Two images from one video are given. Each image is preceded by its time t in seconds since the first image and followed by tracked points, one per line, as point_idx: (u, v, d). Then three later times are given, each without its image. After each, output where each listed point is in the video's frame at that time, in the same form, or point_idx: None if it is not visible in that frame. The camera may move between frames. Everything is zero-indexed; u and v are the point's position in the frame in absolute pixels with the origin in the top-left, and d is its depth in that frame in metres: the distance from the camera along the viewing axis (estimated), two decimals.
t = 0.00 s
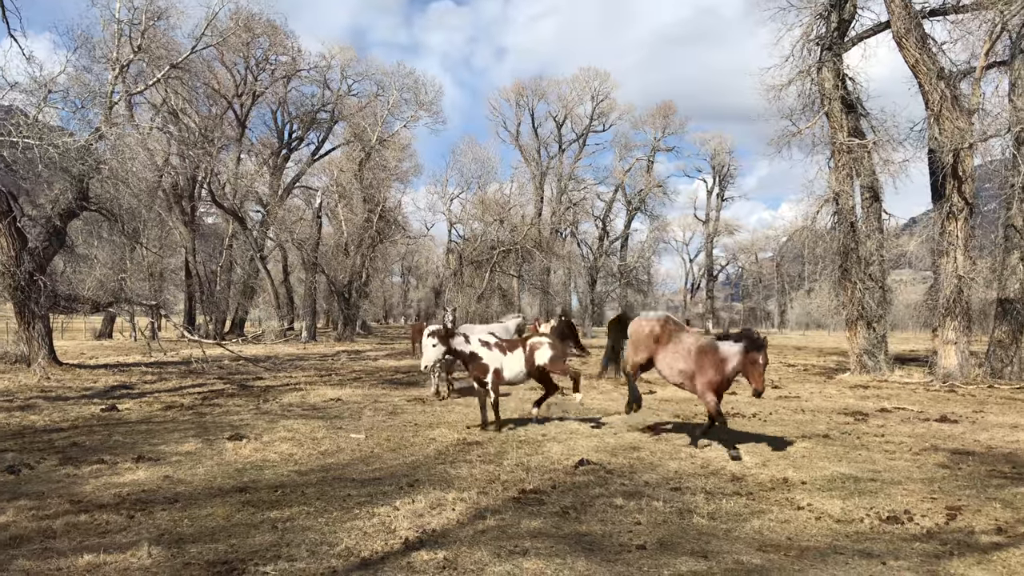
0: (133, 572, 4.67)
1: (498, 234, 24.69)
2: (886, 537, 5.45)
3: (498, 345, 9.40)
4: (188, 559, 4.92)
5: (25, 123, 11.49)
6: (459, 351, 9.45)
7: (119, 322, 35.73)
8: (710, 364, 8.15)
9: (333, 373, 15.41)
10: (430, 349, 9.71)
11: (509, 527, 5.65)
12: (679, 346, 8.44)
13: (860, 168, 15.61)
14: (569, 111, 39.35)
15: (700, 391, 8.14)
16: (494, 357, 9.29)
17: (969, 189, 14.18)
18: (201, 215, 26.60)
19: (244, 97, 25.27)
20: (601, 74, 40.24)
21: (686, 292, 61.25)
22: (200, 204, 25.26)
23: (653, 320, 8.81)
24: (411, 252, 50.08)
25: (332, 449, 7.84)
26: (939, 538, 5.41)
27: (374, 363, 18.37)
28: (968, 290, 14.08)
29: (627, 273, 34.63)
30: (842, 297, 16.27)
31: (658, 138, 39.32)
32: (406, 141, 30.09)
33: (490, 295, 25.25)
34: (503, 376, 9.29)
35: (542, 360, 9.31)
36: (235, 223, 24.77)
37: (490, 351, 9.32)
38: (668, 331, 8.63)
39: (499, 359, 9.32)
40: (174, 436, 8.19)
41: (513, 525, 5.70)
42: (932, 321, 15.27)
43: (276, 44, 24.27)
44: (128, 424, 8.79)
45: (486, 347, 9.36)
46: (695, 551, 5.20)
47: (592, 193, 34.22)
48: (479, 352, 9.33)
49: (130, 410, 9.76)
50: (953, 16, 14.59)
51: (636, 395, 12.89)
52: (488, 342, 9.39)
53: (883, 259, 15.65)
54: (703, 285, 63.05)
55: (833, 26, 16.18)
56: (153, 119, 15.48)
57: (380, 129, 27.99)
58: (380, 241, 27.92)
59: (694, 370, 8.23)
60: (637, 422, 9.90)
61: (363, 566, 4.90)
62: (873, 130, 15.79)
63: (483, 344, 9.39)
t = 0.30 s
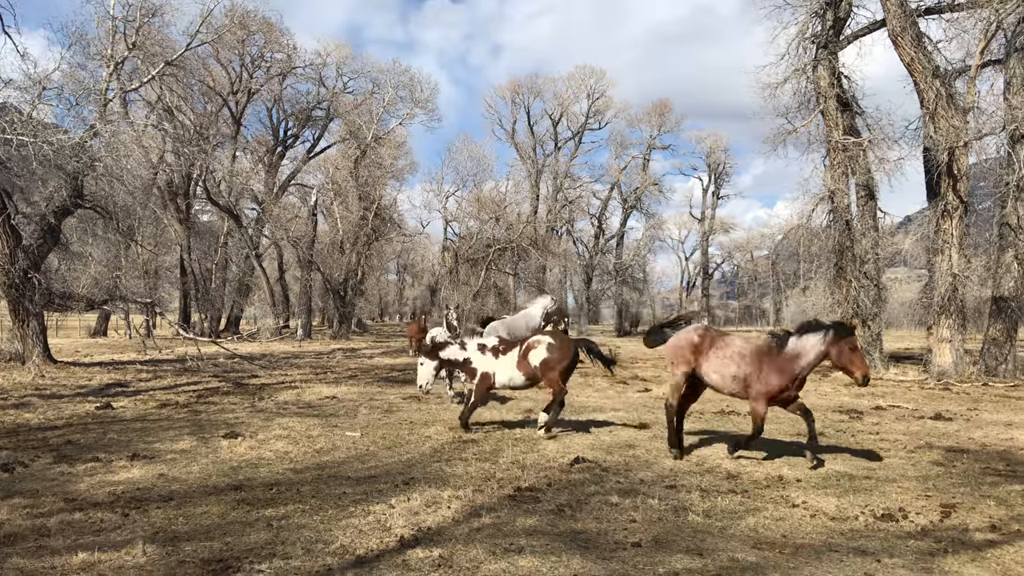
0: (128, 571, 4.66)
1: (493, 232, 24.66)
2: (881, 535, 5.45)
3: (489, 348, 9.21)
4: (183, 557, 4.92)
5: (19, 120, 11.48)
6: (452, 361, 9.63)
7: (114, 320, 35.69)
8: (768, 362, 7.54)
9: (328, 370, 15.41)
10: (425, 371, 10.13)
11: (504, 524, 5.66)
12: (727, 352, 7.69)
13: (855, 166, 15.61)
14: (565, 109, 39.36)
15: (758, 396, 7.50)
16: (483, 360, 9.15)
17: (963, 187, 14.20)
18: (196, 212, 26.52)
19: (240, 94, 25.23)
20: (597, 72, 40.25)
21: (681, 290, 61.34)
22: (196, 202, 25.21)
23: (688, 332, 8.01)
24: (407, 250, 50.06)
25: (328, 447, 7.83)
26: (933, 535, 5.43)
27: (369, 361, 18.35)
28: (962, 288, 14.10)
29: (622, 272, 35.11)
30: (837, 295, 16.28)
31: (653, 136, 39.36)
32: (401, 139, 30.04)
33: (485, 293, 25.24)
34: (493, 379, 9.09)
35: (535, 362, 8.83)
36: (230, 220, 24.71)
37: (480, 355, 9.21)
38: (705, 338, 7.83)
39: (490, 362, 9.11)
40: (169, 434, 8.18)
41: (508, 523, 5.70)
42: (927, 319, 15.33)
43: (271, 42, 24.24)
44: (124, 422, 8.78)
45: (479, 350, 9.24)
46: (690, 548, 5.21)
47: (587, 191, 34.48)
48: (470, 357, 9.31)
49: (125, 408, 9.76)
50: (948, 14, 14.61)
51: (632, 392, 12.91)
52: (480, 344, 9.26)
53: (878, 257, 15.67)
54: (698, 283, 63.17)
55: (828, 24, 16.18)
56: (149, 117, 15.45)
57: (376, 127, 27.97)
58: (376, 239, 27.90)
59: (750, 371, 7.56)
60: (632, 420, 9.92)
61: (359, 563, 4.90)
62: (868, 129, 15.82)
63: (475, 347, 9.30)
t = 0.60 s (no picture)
0: (123, 568, 4.65)
1: (489, 230, 24.64)
2: (876, 532, 5.47)
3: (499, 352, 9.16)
4: (178, 555, 4.91)
5: (14, 117, 11.44)
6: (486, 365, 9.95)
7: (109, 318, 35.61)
8: (871, 364, 6.71)
9: (324, 368, 15.37)
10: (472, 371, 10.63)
11: (500, 522, 5.66)
12: (819, 354, 6.87)
13: (851, 165, 15.62)
14: (561, 107, 39.36)
15: (862, 405, 6.59)
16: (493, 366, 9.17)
17: (958, 186, 14.22)
18: (192, 210, 26.46)
19: (235, 92, 25.18)
20: (593, 71, 40.23)
21: (677, 288, 61.38)
22: (192, 199, 25.17)
23: (771, 338, 7.23)
24: (403, 248, 50.02)
25: (323, 445, 7.83)
26: (928, 532, 5.44)
27: (365, 358, 18.31)
28: (958, 286, 14.13)
29: (618, 270, 35.05)
30: (833, 293, 16.29)
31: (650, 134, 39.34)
32: (397, 136, 30.00)
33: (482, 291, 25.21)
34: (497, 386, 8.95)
35: (523, 374, 8.44)
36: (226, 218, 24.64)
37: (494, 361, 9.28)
38: (791, 342, 7.08)
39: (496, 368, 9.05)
40: (165, 432, 8.16)
41: (503, 520, 5.71)
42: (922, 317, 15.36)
43: (267, 39, 24.18)
44: (119, 420, 8.76)
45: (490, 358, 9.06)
46: (685, 546, 5.22)
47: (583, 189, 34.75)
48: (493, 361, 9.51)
49: (120, 406, 9.74)
50: (943, 13, 14.63)
51: (627, 390, 12.91)
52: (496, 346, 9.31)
53: (873, 255, 15.68)
54: (694, 281, 63.20)
55: (824, 22, 16.16)
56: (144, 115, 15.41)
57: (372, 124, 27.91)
58: (371, 236, 27.85)
59: (851, 376, 6.73)
60: (628, 418, 9.93)
61: (354, 561, 4.90)
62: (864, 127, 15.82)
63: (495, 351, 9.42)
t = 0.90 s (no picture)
0: (118, 567, 4.65)
1: (485, 228, 24.66)
2: (870, 529, 5.49)
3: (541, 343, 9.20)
4: (173, 553, 4.90)
5: (7, 114, 11.39)
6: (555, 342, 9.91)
7: (103, 316, 35.54)
8: None
9: (319, 366, 15.36)
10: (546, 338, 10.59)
11: (495, 520, 5.66)
12: (974, 362, 5.82)
13: (845, 163, 15.64)
14: (556, 105, 39.39)
15: None
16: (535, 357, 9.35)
17: (952, 184, 14.25)
18: (187, 208, 26.44)
19: (230, 89, 25.16)
20: (588, 69, 40.27)
21: (672, 286, 61.47)
22: (187, 197, 25.14)
23: (899, 356, 6.23)
24: (398, 245, 50.09)
25: (318, 443, 7.83)
26: (922, 529, 5.46)
27: (360, 357, 18.29)
28: (952, 284, 14.16)
29: (613, 268, 35.18)
30: (827, 291, 16.31)
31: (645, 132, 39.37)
32: (392, 134, 29.97)
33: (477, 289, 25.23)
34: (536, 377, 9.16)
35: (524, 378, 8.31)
36: (220, 216, 24.58)
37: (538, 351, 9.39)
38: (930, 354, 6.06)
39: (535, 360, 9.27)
40: (160, 430, 8.15)
41: (499, 518, 5.71)
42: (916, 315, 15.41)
43: (261, 37, 24.13)
44: (114, 418, 8.74)
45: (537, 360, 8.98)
46: (680, 543, 5.23)
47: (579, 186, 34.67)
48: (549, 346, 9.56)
49: (115, 404, 9.72)
50: (938, 11, 14.66)
51: (623, 388, 12.93)
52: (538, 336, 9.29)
53: (868, 253, 15.71)
54: (690, 279, 63.29)
55: (819, 20, 16.19)
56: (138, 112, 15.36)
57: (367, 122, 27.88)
58: (367, 234, 27.84)
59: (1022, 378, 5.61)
60: (623, 415, 9.94)
61: (350, 559, 4.89)
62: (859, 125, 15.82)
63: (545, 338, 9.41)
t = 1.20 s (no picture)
0: (111, 565, 4.64)
1: (477, 226, 24.68)
2: (862, 526, 5.51)
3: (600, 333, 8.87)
4: (165, 551, 4.89)
5: None
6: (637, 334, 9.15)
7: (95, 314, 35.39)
8: None
9: (312, 364, 15.36)
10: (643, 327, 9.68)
11: (488, 517, 5.66)
12: None
13: (837, 160, 15.66)
14: (549, 102, 39.38)
15: None
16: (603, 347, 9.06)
17: (943, 181, 14.32)
18: (179, 206, 26.38)
19: (222, 87, 25.09)
20: (581, 66, 40.30)
21: (666, 284, 61.64)
22: (179, 195, 25.09)
23: None
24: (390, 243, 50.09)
25: (312, 441, 7.82)
26: (913, 525, 5.48)
27: (353, 354, 18.26)
28: (943, 282, 14.21)
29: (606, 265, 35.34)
30: (820, 288, 16.34)
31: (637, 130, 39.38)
32: (385, 132, 29.95)
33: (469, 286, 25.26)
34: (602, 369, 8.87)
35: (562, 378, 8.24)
36: (213, 214, 24.51)
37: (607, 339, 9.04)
38: None
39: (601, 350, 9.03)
40: (152, 429, 8.12)
41: (492, 516, 5.70)
42: (908, 312, 15.47)
43: (253, 34, 24.06)
44: (106, 416, 8.72)
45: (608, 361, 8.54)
46: (673, 540, 5.24)
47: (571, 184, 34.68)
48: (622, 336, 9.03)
49: (107, 402, 9.70)
50: (929, 9, 14.68)
51: (616, 385, 12.95)
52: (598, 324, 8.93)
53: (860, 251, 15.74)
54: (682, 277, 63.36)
55: (811, 18, 16.20)
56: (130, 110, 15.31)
57: (359, 119, 27.83)
58: (359, 232, 27.80)
59: None
60: (617, 412, 9.96)
61: (343, 557, 4.89)
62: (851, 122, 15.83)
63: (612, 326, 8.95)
